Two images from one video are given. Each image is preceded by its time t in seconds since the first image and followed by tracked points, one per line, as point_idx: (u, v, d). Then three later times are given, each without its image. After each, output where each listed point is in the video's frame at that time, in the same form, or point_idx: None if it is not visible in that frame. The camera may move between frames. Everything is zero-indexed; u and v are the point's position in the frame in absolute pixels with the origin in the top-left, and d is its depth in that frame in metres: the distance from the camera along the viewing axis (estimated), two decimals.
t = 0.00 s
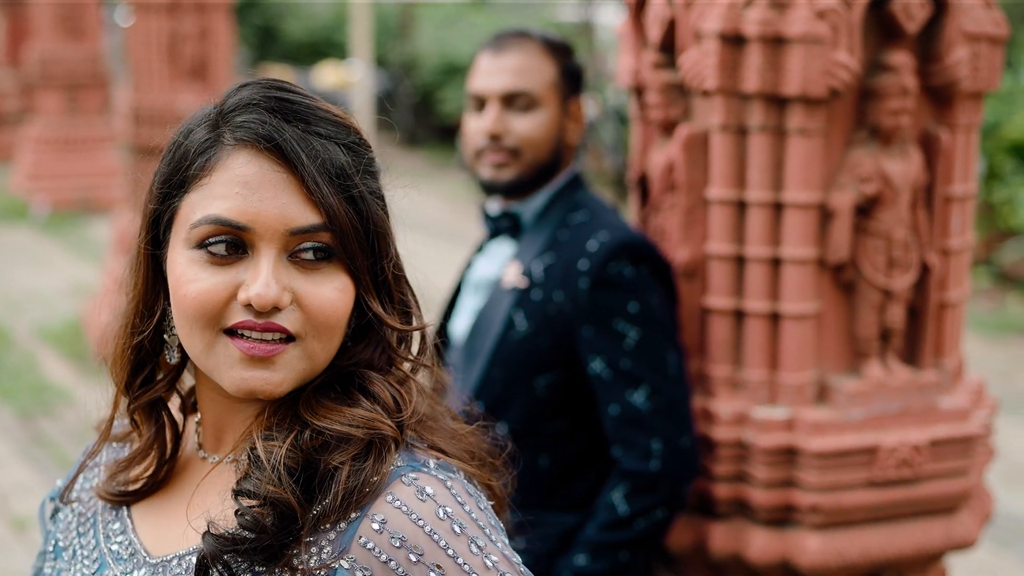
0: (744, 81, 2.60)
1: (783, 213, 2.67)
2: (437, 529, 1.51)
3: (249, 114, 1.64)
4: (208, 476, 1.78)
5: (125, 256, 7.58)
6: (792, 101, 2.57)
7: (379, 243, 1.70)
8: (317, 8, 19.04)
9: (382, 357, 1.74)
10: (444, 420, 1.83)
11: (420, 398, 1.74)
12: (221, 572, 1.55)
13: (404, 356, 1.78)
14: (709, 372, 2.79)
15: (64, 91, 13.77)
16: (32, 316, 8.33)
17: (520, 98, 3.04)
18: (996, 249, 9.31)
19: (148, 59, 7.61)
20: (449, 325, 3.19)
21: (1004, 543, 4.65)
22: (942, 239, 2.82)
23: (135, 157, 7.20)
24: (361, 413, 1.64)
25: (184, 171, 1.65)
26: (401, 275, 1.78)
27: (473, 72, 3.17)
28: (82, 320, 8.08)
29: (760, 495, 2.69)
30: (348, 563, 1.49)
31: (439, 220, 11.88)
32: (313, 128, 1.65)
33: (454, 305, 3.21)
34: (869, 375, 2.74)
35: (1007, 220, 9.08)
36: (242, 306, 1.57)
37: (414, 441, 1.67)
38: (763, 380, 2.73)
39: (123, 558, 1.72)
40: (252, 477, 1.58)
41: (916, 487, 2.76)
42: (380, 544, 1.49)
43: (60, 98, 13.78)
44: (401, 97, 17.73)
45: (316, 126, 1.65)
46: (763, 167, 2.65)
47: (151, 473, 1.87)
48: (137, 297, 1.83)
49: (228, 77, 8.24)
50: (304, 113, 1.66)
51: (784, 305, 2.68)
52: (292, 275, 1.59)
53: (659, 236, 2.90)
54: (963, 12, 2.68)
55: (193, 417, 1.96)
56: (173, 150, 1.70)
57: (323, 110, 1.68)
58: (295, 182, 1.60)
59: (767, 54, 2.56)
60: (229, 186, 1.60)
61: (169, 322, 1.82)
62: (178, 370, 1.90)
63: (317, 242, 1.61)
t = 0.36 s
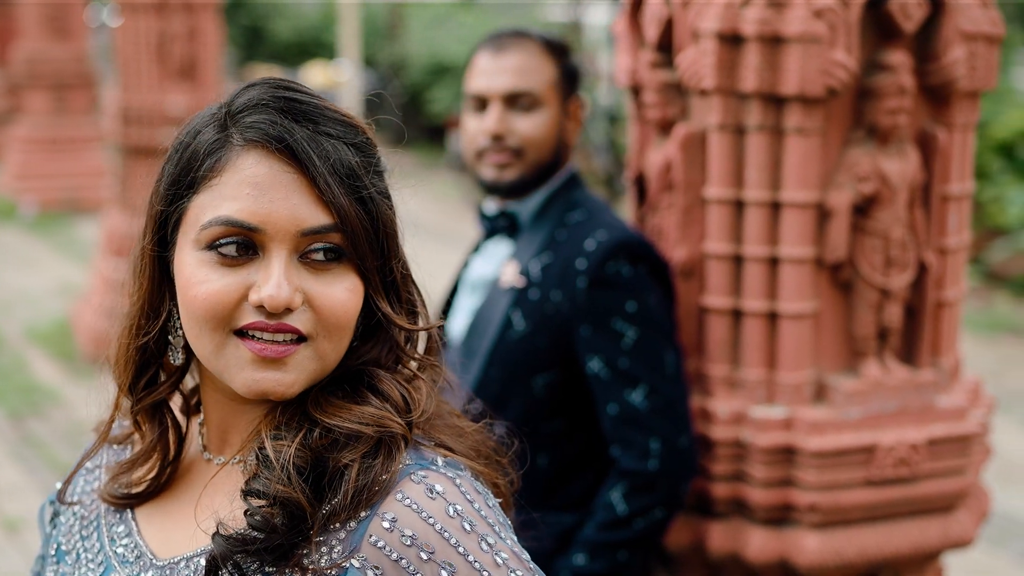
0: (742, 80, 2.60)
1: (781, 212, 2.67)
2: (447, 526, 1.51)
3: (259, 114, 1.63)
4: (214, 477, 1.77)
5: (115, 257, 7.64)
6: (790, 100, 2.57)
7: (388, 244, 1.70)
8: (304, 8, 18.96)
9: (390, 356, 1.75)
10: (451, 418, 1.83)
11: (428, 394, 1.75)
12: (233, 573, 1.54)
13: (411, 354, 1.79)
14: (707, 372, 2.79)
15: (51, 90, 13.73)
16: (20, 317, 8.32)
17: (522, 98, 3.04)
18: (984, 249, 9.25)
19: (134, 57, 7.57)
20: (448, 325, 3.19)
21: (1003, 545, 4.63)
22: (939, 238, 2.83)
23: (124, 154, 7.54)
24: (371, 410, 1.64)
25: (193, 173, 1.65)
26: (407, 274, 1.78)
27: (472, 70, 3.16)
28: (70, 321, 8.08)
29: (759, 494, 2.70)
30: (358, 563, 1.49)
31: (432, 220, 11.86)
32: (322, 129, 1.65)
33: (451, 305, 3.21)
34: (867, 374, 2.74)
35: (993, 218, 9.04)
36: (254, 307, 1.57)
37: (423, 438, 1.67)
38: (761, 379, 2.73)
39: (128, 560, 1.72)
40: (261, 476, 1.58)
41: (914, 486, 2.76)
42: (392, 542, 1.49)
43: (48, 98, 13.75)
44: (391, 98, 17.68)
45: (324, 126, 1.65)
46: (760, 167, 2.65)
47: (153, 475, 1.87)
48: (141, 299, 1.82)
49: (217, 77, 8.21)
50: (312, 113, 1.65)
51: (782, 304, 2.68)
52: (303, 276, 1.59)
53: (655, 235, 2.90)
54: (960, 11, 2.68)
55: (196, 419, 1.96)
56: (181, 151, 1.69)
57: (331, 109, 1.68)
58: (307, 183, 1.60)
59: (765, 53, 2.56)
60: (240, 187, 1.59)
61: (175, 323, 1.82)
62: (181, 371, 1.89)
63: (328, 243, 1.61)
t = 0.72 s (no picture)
0: (740, 79, 2.60)
1: (780, 211, 2.67)
2: (458, 524, 1.51)
3: (270, 114, 1.62)
4: (223, 478, 1.77)
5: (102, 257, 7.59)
6: (788, 99, 2.57)
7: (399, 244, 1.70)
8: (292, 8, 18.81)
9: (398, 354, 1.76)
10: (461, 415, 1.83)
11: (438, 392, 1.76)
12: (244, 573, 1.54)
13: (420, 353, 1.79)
14: (705, 371, 2.79)
15: (39, 90, 13.67)
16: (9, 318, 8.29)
17: (524, 97, 3.04)
18: (973, 247, 9.24)
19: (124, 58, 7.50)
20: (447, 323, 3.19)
21: (1001, 546, 4.61)
22: (937, 237, 2.83)
23: (113, 155, 7.60)
24: (383, 408, 1.64)
25: (202, 174, 1.64)
26: (415, 274, 1.79)
27: (472, 69, 3.15)
28: (58, 322, 8.07)
29: (758, 493, 2.70)
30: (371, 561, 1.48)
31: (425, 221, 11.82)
32: (332, 128, 1.64)
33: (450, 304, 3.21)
34: (865, 373, 2.74)
35: (983, 217, 9.04)
36: (268, 307, 1.57)
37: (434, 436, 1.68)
38: (760, 377, 2.73)
39: (135, 562, 1.71)
40: (272, 476, 1.58)
41: (913, 484, 2.76)
42: (404, 540, 1.49)
43: (35, 98, 13.68)
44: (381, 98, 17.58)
45: (335, 126, 1.65)
46: (759, 166, 2.65)
47: (158, 476, 1.87)
48: (149, 301, 1.80)
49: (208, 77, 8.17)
50: (322, 112, 1.65)
51: (780, 303, 2.68)
52: (316, 275, 1.59)
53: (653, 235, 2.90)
54: (957, 10, 2.68)
55: (202, 421, 1.95)
56: (191, 151, 1.68)
57: (340, 108, 1.68)
58: (320, 183, 1.59)
59: (763, 52, 2.57)
60: (253, 188, 1.58)
61: (184, 324, 1.80)
62: (189, 373, 1.88)
63: (340, 242, 1.61)
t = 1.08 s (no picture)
0: (739, 78, 2.60)
1: (778, 210, 2.66)
2: (472, 520, 1.51)
3: (283, 113, 1.62)
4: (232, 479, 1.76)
5: (91, 257, 7.57)
6: (787, 97, 2.57)
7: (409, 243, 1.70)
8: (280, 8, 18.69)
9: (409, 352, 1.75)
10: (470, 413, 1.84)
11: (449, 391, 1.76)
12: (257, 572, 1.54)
13: (432, 352, 1.79)
14: (704, 370, 2.79)
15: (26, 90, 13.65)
16: None
17: (526, 97, 3.04)
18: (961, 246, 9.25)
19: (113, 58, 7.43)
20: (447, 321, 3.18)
21: (995, 547, 4.60)
22: (935, 236, 2.83)
23: (102, 155, 7.57)
24: (395, 405, 1.64)
25: (214, 173, 1.63)
26: (425, 273, 1.79)
27: (471, 69, 3.14)
28: (46, 322, 8.08)
29: (757, 492, 2.70)
30: (384, 558, 1.48)
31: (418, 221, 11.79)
32: (344, 127, 1.64)
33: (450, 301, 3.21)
34: (864, 372, 2.74)
35: (971, 216, 9.05)
36: (281, 306, 1.56)
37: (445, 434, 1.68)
38: (758, 376, 2.73)
39: (145, 564, 1.71)
40: (284, 474, 1.57)
41: (911, 483, 2.77)
42: (417, 537, 1.49)
43: (23, 97, 13.66)
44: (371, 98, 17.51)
45: (346, 125, 1.64)
46: (758, 165, 2.65)
47: (165, 477, 1.86)
48: (158, 300, 1.80)
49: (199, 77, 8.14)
50: (333, 111, 1.64)
51: (779, 302, 2.68)
52: (329, 275, 1.59)
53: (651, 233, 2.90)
54: (956, 9, 2.69)
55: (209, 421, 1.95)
56: (202, 150, 1.68)
57: (351, 107, 1.67)
58: (334, 182, 1.59)
59: (762, 51, 2.56)
60: (267, 187, 1.58)
61: (194, 324, 1.80)
62: (198, 373, 1.88)
63: (354, 242, 1.61)
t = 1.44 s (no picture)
0: (737, 77, 2.60)
1: (777, 208, 2.67)
2: (486, 518, 1.52)
3: (295, 112, 1.62)
4: (244, 479, 1.76)
5: (81, 258, 7.55)
6: (786, 96, 2.58)
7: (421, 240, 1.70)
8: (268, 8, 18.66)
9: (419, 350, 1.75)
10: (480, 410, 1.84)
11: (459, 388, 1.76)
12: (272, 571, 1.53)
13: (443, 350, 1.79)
14: (703, 369, 2.79)
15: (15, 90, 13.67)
16: None
17: (527, 97, 3.04)
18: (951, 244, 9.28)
19: (101, 56, 7.43)
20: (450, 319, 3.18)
21: (990, 546, 4.60)
22: (933, 235, 2.83)
23: (92, 155, 7.57)
24: (409, 403, 1.65)
25: (228, 172, 1.63)
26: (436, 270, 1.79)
27: (470, 69, 3.14)
28: (36, 322, 8.09)
29: (757, 490, 2.70)
30: (400, 557, 1.48)
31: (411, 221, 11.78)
32: (356, 125, 1.64)
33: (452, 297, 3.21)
34: (863, 370, 2.75)
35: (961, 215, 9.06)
36: (296, 305, 1.56)
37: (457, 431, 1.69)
38: (757, 375, 2.73)
39: (155, 566, 1.72)
40: (298, 473, 1.57)
41: (910, 481, 2.77)
42: (433, 535, 1.49)
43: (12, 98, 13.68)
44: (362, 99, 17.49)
45: (359, 123, 1.64)
46: (757, 164, 2.65)
47: (173, 477, 1.86)
48: (167, 300, 1.79)
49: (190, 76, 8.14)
50: (344, 109, 1.64)
51: (778, 300, 2.68)
52: (344, 273, 1.59)
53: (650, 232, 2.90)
54: (953, 7, 2.69)
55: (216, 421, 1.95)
56: (214, 149, 1.67)
57: (361, 105, 1.67)
58: (347, 181, 1.59)
59: (761, 50, 2.57)
60: (281, 185, 1.58)
61: (203, 324, 1.79)
62: (208, 372, 1.88)
63: (368, 241, 1.62)
